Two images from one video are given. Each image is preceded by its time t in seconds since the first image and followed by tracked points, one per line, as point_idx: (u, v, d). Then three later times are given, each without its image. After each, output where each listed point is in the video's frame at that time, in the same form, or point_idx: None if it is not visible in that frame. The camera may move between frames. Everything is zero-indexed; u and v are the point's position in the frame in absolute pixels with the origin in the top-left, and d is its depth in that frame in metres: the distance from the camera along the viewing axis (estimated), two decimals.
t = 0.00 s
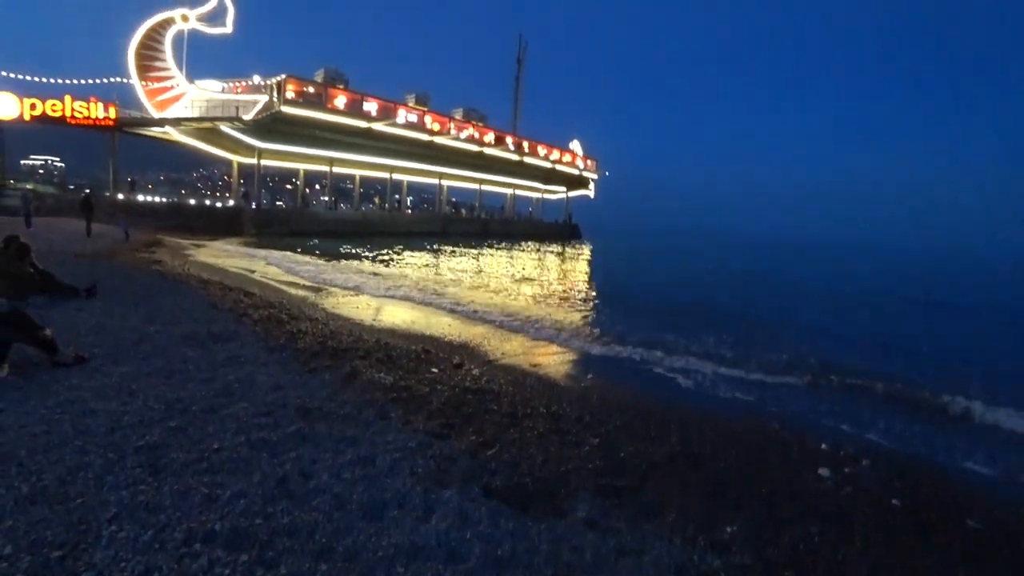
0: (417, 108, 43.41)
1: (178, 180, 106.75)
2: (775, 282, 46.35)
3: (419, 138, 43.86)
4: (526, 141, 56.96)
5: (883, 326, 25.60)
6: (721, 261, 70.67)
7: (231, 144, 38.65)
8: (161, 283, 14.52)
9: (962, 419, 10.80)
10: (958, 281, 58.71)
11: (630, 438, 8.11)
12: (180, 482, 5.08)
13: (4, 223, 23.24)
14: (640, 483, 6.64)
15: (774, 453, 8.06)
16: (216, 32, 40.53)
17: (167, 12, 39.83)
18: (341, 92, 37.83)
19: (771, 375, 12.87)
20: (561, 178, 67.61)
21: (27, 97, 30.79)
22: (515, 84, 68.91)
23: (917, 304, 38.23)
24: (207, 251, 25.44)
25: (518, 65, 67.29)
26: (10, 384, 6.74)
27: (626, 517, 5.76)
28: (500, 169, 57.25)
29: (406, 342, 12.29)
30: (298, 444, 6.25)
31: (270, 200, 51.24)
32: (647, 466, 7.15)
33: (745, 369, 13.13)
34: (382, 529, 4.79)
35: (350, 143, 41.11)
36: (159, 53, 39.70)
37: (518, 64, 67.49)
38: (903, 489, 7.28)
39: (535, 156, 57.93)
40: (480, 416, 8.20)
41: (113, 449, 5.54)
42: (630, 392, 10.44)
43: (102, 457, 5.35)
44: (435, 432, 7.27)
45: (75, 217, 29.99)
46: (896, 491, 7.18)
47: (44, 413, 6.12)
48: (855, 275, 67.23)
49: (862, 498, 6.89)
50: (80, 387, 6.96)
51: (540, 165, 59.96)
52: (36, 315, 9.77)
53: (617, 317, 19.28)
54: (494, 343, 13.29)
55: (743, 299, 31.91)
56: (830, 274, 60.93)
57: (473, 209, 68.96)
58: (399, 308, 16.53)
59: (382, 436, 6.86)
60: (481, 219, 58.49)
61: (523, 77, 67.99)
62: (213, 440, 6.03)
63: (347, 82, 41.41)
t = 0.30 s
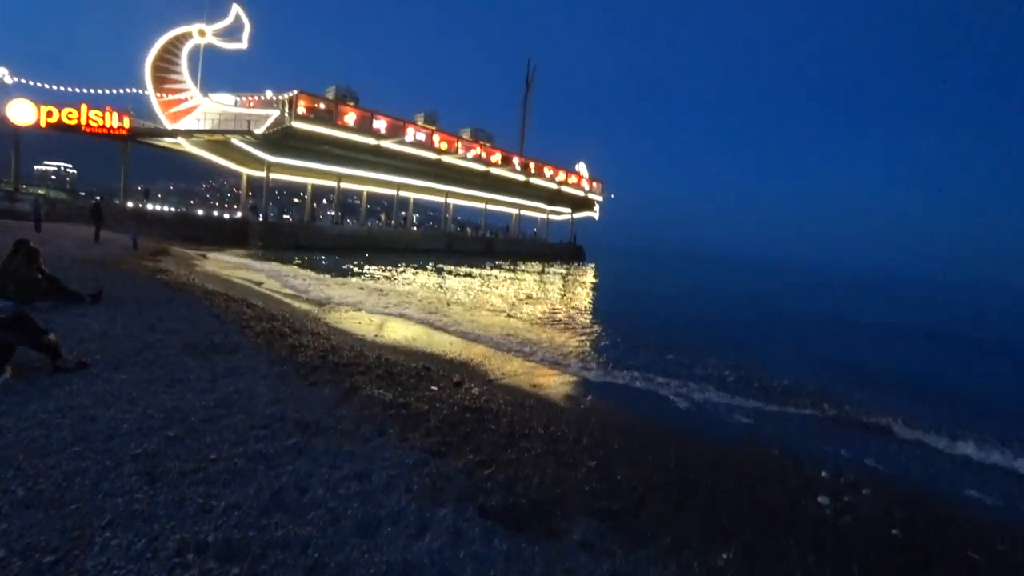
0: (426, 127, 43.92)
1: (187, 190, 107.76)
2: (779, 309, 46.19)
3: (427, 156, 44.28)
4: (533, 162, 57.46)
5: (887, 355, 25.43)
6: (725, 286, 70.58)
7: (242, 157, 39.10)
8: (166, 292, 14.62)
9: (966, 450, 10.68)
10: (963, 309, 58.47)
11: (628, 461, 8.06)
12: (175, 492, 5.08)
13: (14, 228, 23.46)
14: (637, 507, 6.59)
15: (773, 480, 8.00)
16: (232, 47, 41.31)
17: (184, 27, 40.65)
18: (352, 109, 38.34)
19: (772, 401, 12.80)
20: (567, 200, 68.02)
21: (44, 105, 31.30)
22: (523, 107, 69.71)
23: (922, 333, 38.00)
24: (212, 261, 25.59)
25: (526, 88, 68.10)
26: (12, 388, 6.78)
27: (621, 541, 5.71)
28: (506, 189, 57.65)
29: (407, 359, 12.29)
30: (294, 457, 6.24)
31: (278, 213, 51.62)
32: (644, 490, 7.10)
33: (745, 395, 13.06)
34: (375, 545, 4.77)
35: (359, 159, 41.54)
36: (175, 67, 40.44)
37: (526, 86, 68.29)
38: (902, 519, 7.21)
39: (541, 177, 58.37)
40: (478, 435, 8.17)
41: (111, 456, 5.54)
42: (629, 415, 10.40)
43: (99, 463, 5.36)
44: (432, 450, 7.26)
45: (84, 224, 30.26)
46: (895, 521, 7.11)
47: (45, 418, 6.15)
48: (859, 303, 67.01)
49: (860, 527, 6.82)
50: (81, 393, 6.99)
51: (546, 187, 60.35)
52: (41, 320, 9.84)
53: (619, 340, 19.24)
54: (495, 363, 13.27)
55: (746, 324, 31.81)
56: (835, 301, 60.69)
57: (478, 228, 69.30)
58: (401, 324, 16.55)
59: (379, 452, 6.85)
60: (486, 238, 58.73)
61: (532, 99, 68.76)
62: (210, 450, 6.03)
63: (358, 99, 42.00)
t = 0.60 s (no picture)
0: (430, 147, 44.32)
1: (193, 204, 108.66)
2: (782, 330, 45.97)
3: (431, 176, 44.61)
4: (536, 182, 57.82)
5: (891, 378, 25.24)
6: (727, 307, 70.40)
7: (248, 174, 39.47)
8: (169, 306, 14.65)
9: (971, 475, 10.53)
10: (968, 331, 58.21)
11: (628, 484, 7.98)
12: (172, 508, 5.05)
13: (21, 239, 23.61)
14: (637, 529, 6.53)
15: (776, 503, 7.90)
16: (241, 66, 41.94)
17: (196, 46, 41.33)
18: (358, 128, 38.75)
19: (775, 424, 12.68)
20: (569, 220, 68.30)
21: (55, 119, 31.72)
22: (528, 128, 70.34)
23: (926, 357, 37.74)
24: (216, 276, 25.68)
25: (531, 109, 68.84)
26: (13, 400, 6.77)
27: (621, 563, 5.65)
28: (509, 208, 57.95)
29: (407, 378, 12.23)
30: (293, 475, 6.21)
31: (282, 230, 51.89)
32: (645, 513, 7.03)
33: (748, 417, 12.96)
34: (371, 566, 4.72)
35: (363, 178, 41.86)
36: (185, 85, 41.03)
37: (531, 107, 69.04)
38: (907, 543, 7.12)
39: (544, 197, 58.70)
40: (478, 456, 8.11)
41: (109, 470, 5.52)
42: (630, 436, 10.32)
43: (97, 478, 5.33)
44: (432, 470, 7.21)
45: (90, 237, 30.49)
46: (900, 546, 7.01)
47: (44, 431, 6.13)
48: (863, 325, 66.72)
49: (865, 552, 6.72)
50: (82, 406, 6.98)
51: (549, 207, 60.65)
52: (44, 332, 9.87)
53: (621, 361, 19.17)
54: (496, 383, 13.20)
55: (750, 346, 31.64)
56: (839, 323, 60.40)
57: (481, 247, 69.50)
58: (403, 343, 16.51)
59: (378, 471, 6.81)
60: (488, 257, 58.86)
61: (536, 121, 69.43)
62: (209, 467, 6.01)
63: (364, 118, 42.47)
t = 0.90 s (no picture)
0: (434, 166, 44.68)
1: (197, 221, 109.40)
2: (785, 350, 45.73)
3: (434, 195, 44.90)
4: (539, 202, 58.13)
5: (897, 399, 25.03)
6: (730, 326, 70.20)
7: (253, 192, 39.80)
8: (173, 323, 14.70)
9: (980, 496, 10.40)
10: (974, 351, 57.78)
11: (633, 505, 7.89)
12: (171, 527, 5.01)
13: (27, 254, 23.78)
14: (641, 551, 6.45)
15: (782, 525, 7.81)
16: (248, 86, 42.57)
17: (204, 66, 41.98)
18: (362, 147, 39.12)
19: (780, 445, 12.55)
20: (572, 239, 68.52)
21: (65, 137, 32.11)
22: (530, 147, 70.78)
23: (932, 376, 37.44)
24: (219, 294, 25.76)
25: (533, 128, 69.30)
26: (16, 416, 6.77)
27: None
28: (512, 228, 58.20)
29: (410, 397, 12.18)
30: (294, 495, 6.16)
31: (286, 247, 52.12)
32: (650, 535, 6.94)
33: (752, 437, 12.85)
34: None
35: (367, 197, 42.15)
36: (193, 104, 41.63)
37: (533, 127, 69.49)
38: (915, 565, 7.02)
39: (547, 216, 58.98)
40: (480, 476, 8.05)
41: (108, 488, 5.49)
42: (634, 457, 10.22)
43: (97, 496, 5.29)
44: (434, 491, 7.14)
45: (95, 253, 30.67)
46: (910, 569, 6.90)
47: (44, 447, 6.11)
48: (868, 344, 66.37)
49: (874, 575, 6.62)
50: (84, 423, 6.96)
51: (551, 226, 60.87)
52: (48, 347, 9.89)
53: (624, 380, 19.07)
54: (499, 402, 13.13)
55: (753, 365, 31.48)
56: (843, 343, 60.13)
57: (483, 266, 69.67)
58: (405, 362, 16.46)
59: (379, 492, 6.75)
60: (491, 276, 58.94)
61: (538, 141, 69.82)
62: (210, 485, 5.97)
63: (368, 138, 42.90)
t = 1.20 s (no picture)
0: (439, 184, 44.93)
1: (205, 238, 110.24)
2: (793, 365, 45.35)
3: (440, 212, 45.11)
4: (544, 218, 58.30)
5: (908, 416, 24.71)
6: (737, 342, 69.78)
7: (260, 210, 40.11)
8: (180, 339, 14.75)
9: (996, 516, 10.20)
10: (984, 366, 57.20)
11: (641, 525, 7.77)
12: (173, 546, 4.95)
13: (36, 271, 24.00)
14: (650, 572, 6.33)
15: (795, 544, 7.67)
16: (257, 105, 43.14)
17: (213, 86, 42.61)
18: (368, 165, 39.41)
19: (791, 463, 12.37)
20: (577, 255, 68.58)
21: (77, 155, 32.56)
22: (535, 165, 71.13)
23: (943, 393, 36.97)
24: (226, 310, 25.88)
25: (538, 145, 69.70)
26: (21, 433, 6.77)
27: None
28: (517, 244, 58.32)
29: (415, 414, 12.11)
30: (298, 514, 6.10)
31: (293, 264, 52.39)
32: (659, 555, 6.82)
33: (762, 455, 12.68)
34: None
35: (373, 214, 42.40)
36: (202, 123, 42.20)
37: (538, 145, 69.90)
38: None
39: (552, 232, 59.08)
40: (486, 495, 7.95)
41: (111, 506, 5.44)
42: (642, 475, 10.10)
43: (99, 513, 5.26)
44: (439, 510, 7.05)
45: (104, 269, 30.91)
46: None
47: (48, 464, 6.09)
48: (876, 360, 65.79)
49: None
50: (88, 440, 6.95)
51: (556, 242, 60.97)
52: (55, 363, 9.92)
53: (630, 397, 18.94)
54: (505, 420, 13.03)
55: (761, 382, 31.22)
56: (852, 358, 59.61)
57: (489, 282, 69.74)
58: (410, 378, 16.40)
59: (384, 511, 6.68)
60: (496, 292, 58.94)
61: (543, 158, 70.17)
62: (213, 504, 5.92)
63: (374, 156, 43.26)
